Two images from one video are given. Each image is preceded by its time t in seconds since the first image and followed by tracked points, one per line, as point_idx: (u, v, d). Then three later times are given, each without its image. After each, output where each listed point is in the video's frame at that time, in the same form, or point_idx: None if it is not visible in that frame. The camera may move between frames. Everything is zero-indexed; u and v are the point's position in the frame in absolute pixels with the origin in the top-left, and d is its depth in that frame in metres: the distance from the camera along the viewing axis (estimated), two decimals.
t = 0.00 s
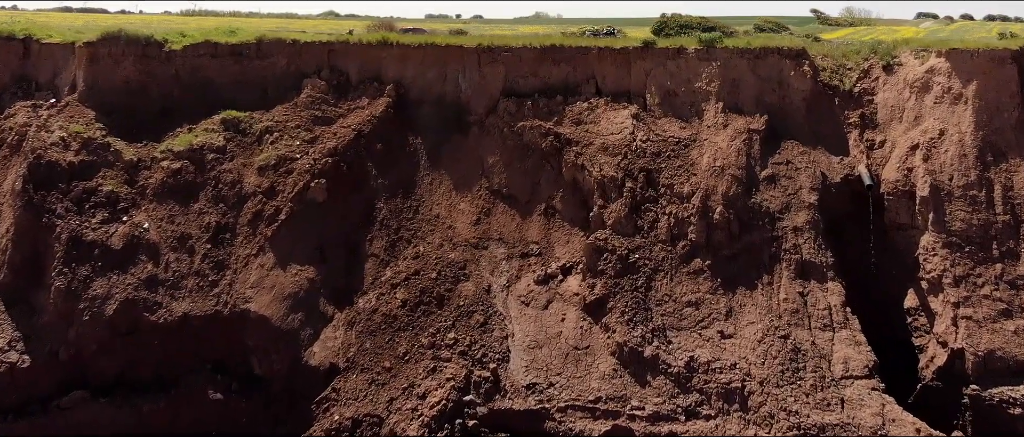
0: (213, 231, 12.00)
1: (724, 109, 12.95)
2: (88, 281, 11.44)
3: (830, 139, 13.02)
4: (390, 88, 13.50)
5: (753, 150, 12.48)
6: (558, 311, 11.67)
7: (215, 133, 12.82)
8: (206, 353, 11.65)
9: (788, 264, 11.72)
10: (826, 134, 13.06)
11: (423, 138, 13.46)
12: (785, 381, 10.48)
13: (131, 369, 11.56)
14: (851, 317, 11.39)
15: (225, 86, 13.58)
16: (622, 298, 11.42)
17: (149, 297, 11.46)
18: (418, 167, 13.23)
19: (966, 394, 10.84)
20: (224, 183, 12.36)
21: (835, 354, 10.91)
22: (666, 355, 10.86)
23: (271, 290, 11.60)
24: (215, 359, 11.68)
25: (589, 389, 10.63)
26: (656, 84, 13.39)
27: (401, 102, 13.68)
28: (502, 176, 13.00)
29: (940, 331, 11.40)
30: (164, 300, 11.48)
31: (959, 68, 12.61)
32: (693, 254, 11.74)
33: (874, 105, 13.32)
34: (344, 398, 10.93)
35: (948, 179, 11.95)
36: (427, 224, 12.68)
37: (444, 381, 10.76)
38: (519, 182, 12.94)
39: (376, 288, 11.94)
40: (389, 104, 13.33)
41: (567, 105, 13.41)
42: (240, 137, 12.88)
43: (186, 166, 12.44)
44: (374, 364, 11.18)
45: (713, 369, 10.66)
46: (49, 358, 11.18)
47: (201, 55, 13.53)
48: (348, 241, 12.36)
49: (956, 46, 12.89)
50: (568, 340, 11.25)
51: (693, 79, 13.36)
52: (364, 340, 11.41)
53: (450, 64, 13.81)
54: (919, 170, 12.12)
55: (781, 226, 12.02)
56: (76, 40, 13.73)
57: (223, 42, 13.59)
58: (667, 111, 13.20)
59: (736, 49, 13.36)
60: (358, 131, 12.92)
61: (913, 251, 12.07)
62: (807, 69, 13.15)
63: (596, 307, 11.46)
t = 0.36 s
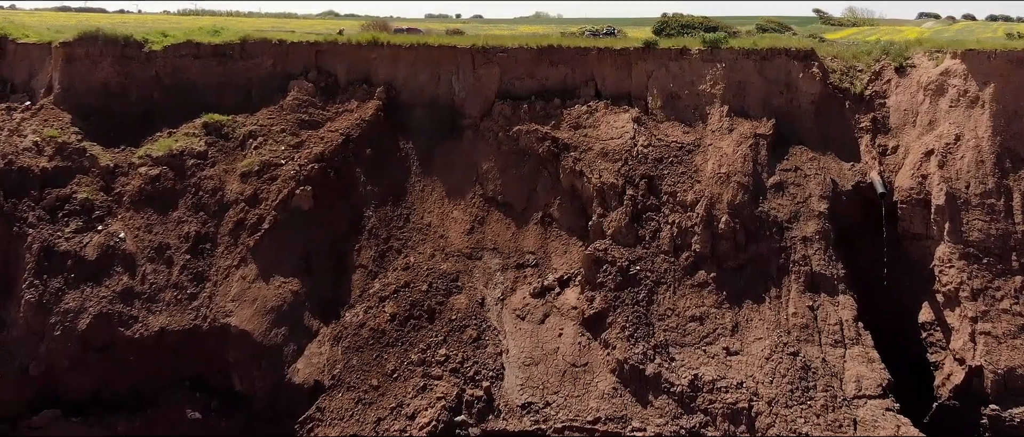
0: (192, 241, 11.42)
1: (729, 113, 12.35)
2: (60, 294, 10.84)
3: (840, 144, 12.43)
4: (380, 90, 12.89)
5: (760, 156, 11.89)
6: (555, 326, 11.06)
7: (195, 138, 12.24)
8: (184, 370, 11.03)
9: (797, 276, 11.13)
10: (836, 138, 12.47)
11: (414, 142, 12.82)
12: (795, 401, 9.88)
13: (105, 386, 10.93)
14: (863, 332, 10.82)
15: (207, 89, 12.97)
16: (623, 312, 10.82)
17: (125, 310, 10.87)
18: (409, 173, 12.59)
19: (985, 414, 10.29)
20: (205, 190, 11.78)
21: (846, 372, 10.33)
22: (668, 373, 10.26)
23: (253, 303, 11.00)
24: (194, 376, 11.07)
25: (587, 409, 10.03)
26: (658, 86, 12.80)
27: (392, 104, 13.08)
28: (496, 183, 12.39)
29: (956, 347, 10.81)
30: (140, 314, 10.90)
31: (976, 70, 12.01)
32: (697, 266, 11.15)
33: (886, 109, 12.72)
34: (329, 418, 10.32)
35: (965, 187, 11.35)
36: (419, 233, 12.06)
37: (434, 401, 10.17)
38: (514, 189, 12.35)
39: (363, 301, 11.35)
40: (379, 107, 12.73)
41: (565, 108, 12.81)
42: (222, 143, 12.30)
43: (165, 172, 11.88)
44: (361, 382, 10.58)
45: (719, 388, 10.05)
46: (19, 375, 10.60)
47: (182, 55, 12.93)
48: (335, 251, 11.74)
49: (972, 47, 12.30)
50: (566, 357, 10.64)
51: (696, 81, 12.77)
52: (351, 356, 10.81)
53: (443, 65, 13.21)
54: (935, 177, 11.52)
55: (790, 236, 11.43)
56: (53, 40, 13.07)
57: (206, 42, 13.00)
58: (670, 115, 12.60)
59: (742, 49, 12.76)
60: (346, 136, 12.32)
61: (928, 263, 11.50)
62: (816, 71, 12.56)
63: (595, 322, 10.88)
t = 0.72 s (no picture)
0: (173, 251, 10.92)
1: (735, 116, 11.81)
2: (33, 308, 10.33)
3: (851, 149, 11.89)
4: (371, 93, 12.36)
5: (767, 162, 11.36)
6: (552, 340, 10.49)
7: (177, 143, 11.74)
8: (164, 385, 10.52)
9: (806, 288, 10.62)
10: (846, 143, 11.93)
11: (406, 147, 12.29)
12: (804, 421, 9.36)
13: (81, 403, 10.40)
14: (877, 347, 10.23)
15: (191, 91, 12.45)
16: (624, 326, 10.26)
17: (101, 325, 10.36)
18: (401, 179, 12.06)
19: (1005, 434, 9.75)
20: (187, 198, 11.29)
21: (858, 390, 9.77)
22: (671, 391, 9.70)
23: (236, 317, 10.48)
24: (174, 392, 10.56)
25: (586, 429, 9.52)
26: (660, 88, 12.26)
27: (383, 108, 12.56)
28: (491, 189, 11.84)
29: (973, 363, 10.27)
30: (117, 328, 10.38)
31: (992, 72, 11.50)
32: (701, 277, 10.59)
33: (898, 112, 12.18)
34: None
35: (981, 194, 10.83)
36: (411, 242, 11.52)
37: (425, 420, 9.66)
38: (510, 196, 11.79)
39: (352, 314, 10.83)
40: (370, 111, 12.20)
41: (563, 111, 12.28)
42: (205, 148, 11.78)
43: (146, 179, 11.38)
44: (348, 400, 10.06)
45: (724, 406, 9.52)
46: None
47: (164, 57, 12.43)
48: (323, 261, 11.22)
49: (987, 48, 11.79)
50: (564, 373, 10.08)
51: (700, 83, 12.24)
52: (338, 372, 10.27)
53: (437, 66, 12.67)
54: (950, 184, 10.97)
55: (798, 246, 10.92)
56: (30, 40, 12.48)
57: (189, 43, 12.49)
58: (673, 118, 12.05)
59: (747, 50, 12.24)
60: (335, 141, 11.82)
61: (943, 274, 10.97)
62: (825, 72, 12.04)
63: (594, 336, 10.31)
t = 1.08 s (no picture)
0: (146, 265, 10.31)
1: (742, 120, 11.14)
2: None
3: (864, 157, 11.24)
4: (358, 96, 11.72)
5: (776, 170, 10.72)
6: (549, 360, 9.74)
7: (151, 150, 11.11)
8: (135, 410, 9.93)
9: (819, 305, 9.99)
10: (859, 150, 11.28)
11: (395, 154, 11.69)
12: None
13: (47, 427, 9.79)
14: (893, 368, 9.58)
15: (168, 95, 11.84)
16: (625, 346, 9.50)
17: (67, 344, 9.70)
18: (389, 188, 11.46)
19: None
20: (161, 209, 10.68)
21: (874, 414, 9.06)
22: (676, 416, 8.99)
23: (212, 335, 9.74)
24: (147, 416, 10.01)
25: None
26: (663, 92, 11.60)
27: (371, 112, 11.95)
28: (484, 198, 11.19)
29: (997, 384, 9.51)
30: (85, 348, 9.72)
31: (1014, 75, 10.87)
32: (708, 294, 9.97)
33: (914, 117, 11.52)
34: None
35: (1004, 204, 10.12)
36: (399, 254, 10.89)
37: None
38: (504, 206, 11.14)
39: (336, 332, 10.20)
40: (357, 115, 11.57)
41: (560, 116, 11.63)
42: (182, 155, 11.18)
43: (118, 188, 10.76)
44: (331, 425, 9.32)
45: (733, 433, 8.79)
46: None
47: (140, 59, 11.84)
48: (305, 275, 10.61)
49: (1009, 50, 11.18)
50: (561, 396, 9.27)
51: (705, 86, 11.57)
52: (320, 395, 9.55)
53: (427, 68, 12.01)
54: (970, 193, 10.30)
55: (809, 260, 10.29)
56: None
57: (166, 44, 11.91)
58: (676, 123, 11.38)
59: (755, 52, 11.59)
60: (320, 147, 11.18)
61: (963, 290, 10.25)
62: (837, 75, 11.39)
63: (592, 356, 9.56)
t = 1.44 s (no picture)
0: (118, 279, 9.75)
1: (749, 125, 10.55)
2: None
3: (878, 163, 10.65)
4: (345, 100, 11.11)
5: (785, 178, 10.14)
6: (545, 381, 9.17)
7: (126, 158, 10.57)
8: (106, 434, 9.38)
9: (832, 322, 9.39)
10: (873, 157, 10.69)
11: (385, 161, 11.04)
12: None
13: None
14: (912, 389, 8.92)
15: (146, 99, 11.26)
16: (625, 366, 8.91)
17: (34, 363, 9.14)
18: (377, 197, 10.81)
19: None
20: (136, 219, 10.13)
21: None
22: None
23: (187, 354, 9.15)
24: None
25: None
26: (665, 95, 11.02)
27: (359, 117, 11.32)
28: (477, 207, 10.60)
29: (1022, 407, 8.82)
30: (52, 368, 9.15)
31: None
32: (713, 310, 9.37)
33: (930, 121, 10.93)
34: None
35: None
36: (388, 267, 10.28)
37: None
38: (498, 216, 10.55)
39: (320, 350, 9.58)
40: (343, 120, 10.94)
41: (558, 121, 11.04)
42: (159, 162, 10.62)
43: (91, 197, 10.20)
44: None
45: None
46: None
47: (116, 61, 11.27)
48: (287, 289, 10.01)
49: None
50: (558, 420, 8.69)
51: (710, 89, 10.99)
52: (302, 418, 8.85)
53: (418, 70, 11.42)
54: (991, 203, 9.70)
55: (821, 274, 9.73)
56: None
57: (144, 45, 11.34)
58: (680, 128, 10.78)
59: (762, 53, 11.03)
60: (304, 154, 10.59)
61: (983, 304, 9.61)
62: (849, 78, 10.81)
63: (592, 377, 8.99)
